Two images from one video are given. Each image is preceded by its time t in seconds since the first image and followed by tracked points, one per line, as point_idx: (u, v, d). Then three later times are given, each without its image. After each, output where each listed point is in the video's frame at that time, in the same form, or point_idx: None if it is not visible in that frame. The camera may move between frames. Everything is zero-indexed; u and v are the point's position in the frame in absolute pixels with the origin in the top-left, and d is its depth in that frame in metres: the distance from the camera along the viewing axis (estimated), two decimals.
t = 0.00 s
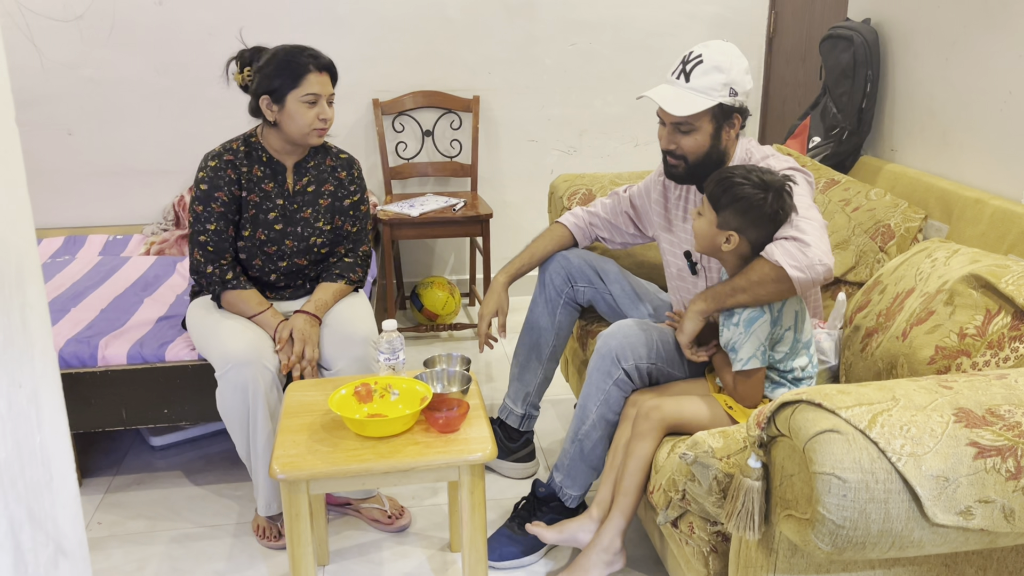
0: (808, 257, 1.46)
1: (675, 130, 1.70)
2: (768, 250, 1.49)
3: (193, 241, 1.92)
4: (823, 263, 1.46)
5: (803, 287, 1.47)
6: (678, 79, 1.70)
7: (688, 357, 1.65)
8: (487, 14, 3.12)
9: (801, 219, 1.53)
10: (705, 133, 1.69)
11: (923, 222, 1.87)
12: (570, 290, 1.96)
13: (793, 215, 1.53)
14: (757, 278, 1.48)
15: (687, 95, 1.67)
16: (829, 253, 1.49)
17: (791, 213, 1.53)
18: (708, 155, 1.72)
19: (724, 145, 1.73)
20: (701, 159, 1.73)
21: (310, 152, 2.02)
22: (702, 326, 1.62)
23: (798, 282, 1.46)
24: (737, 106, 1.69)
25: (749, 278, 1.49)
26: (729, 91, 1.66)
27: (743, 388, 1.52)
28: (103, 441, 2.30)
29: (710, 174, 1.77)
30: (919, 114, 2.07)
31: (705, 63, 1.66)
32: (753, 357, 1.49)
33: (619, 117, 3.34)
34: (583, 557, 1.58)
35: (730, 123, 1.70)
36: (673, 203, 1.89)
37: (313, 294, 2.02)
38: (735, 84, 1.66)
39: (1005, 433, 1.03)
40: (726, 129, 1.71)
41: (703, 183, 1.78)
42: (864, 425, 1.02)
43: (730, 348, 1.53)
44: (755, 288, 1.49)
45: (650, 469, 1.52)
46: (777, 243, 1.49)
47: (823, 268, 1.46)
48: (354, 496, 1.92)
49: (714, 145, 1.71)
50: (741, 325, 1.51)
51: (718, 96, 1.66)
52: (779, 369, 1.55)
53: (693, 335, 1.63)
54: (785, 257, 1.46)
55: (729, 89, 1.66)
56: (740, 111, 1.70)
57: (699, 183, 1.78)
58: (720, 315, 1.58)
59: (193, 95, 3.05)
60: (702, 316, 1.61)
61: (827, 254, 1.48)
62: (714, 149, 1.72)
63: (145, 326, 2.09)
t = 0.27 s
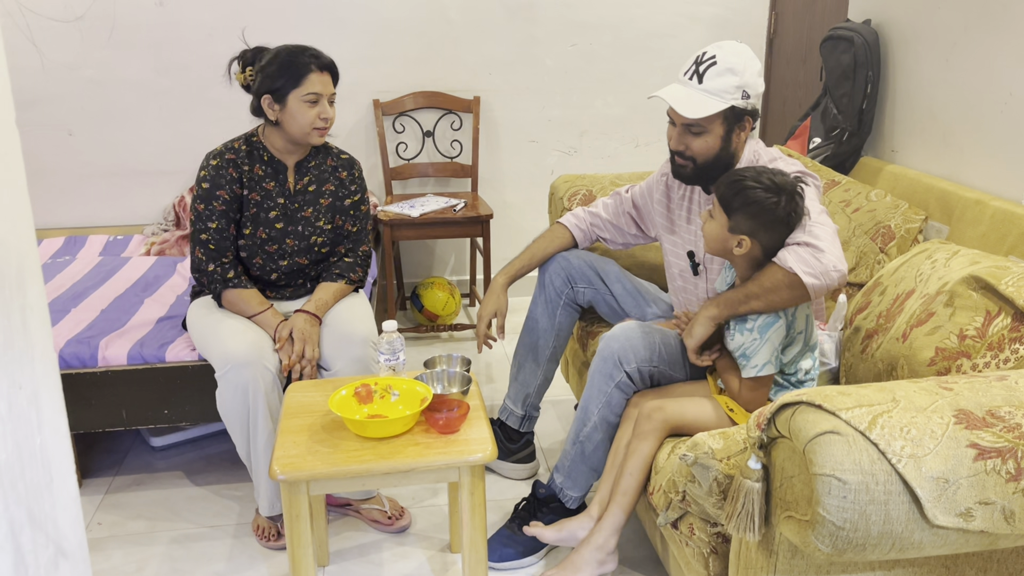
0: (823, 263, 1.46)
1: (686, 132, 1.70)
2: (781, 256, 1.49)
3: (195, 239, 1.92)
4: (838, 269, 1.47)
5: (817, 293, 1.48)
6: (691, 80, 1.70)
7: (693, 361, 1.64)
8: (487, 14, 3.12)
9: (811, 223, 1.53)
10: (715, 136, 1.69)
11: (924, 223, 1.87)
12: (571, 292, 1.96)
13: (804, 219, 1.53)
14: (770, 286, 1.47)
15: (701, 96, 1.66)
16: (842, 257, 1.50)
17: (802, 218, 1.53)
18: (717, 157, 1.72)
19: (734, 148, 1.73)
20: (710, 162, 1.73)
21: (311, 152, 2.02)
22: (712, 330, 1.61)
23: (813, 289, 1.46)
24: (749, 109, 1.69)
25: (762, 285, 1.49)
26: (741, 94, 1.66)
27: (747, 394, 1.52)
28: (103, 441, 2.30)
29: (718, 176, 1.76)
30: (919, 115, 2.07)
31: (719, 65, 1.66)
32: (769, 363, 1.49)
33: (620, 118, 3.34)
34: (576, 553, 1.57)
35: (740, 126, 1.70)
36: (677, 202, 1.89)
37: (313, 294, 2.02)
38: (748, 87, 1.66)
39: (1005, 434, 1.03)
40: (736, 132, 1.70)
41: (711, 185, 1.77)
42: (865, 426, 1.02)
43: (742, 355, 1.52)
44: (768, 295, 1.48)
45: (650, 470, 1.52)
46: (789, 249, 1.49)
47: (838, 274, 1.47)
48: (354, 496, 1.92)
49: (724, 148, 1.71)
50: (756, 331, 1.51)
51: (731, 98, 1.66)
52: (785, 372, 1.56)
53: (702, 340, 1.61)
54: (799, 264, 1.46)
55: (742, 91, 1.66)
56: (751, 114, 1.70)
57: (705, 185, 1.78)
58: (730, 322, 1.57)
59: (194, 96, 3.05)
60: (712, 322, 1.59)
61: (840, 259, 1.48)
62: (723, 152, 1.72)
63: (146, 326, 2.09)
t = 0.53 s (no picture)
0: (831, 269, 1.46)
1: (690, 134, 1.70)
2: (790, 259, 1.48)
3: (190, 238, 1.92)
4: (845, 275, 1.48)
5: (824, 298, 1.48)
6: (695, 81, 1.69)
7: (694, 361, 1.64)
8: (487, 15, 3.12)
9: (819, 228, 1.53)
10: (719, 138, 1.69)
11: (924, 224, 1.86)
12: (570, 293, 1.96)
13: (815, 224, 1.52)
14: (778, 289, 1.47)
15: (706, 99, 1.66)
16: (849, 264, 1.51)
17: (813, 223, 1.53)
18: (721, 160, 1.72)
19: (738, 151, 1.72)
20: (713, 164, 1.72)
21: (302, 150, 2.03)
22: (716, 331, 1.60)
23: (820, 294, 1.47)
24: (753, 112, 1.69)
25: (770, 289, 1.48)
26: (746, 96, 1.66)
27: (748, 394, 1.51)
28: (103, 442, 2.30)
29: (721, 178, 1.76)
30: (919, 116, 2.07)
31: (724, 67, 1.65)
32: (779, 368, 1.48)
33: (620, 118, 3.34)
34: (572, 548, 1.56)
35: (745, 129, 1.70)
36: (677, 202, 1.90)
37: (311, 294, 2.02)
38: (752, 90, 1.66)
39: (1004, 435, 1.03)
40: (740, 134, 1.70)
41: (714, 186, 1.77)
42: (864, 428, 1.02)
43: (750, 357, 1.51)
44: (775, 299, 1.48)
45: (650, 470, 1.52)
46: (798, 254, 1.49)
47: (845, 280, 1.48)
48: (353, 497, 1.92)
49: (727, 149, 1.71)
50: (764, 335, 1.51)
51: (736, 101, 1.65)
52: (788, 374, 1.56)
53: (704, 343, 1.61)
54: (807, 269, 1.46)
55: (746, 94, 1.66)
56: (754, 117, 1.70)
57: (709, 186, 1.78)
58: (734, 325, 1.56)
59: (194, 96, 3.05)
60: (715, 324, 1.58)
61: (847, 264, 1.49)
62: (727, 154, 1.71)
63: (145, 327, 2.09)
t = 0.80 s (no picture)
0: (831, 272, 1.46)
1: (692, 134, 1.70)
2: (790, 260, 1.48)
3: (185, 238, 1.93)
4: (845, 279, 1.47)
5: (822, 301, 1.48)
6: (698, 81, 1.69)
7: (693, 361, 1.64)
8: (487, 15, 3.12)
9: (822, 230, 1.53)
10: (720, 138, 1.69)
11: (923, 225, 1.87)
12: (569, 294, 1.96)
13: (819, 226, 1.51)
14: (778, 290, 1.47)
15: (708, 99, 1.66)
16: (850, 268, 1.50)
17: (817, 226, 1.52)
18: (722, 160, 1.72)
19: (740, 153, 1.72)
20: (714, 164, 1.72)
21: (293, 147, 2.03)
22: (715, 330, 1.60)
23: (819, 297, 1.46)
24: (755, 113, 1.68)
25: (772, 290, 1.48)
26: (749, 98, 1.65)
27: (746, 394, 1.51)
28: (103, 443, 2.30)
29: (723, 177, 1.76)
30: (918, 117, 2.07)
31: (727, 67, 1.65)
32: (775, 369, 1.49)
33: (619, 119, 3.34)
34: (570, 544, 1.55)
35: (746, 130, 1.70)
36: (678, 202, 1.90)
37: (308, 293, 2.02)
38: (755, 91, 1.65)
39: (1002, 436, 1.03)
40: (741, 135, 1.70)
41: (715, 186, 1.77)
42: (862, 429, 1.02)
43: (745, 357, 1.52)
44: (775, 300, 1.48)
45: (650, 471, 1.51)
46: (799, 256, 1.49)
47: (845, 283, 1.48)
48: (353, 498, 1.92)
49: (728, 150, 1.70)
50: (761, 337, 1.51)
51: (738, 102, 1.65)
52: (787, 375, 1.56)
53: (702, 341, 1.61)
54: (807, 271, 1.46)
55: (749, 95, 1.65)
56: (757, 118, 1.69)
57: (710, 186, 1.78)
58: (733, 325, 1.56)
59: (193, 97, 3.05)
60: (714, 323, 1.59)
61: (848, 267, 1.49)
62: (729, 155, 1.71)
63: (144, 328, 2.09)
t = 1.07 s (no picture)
0: (833, 267, 1.46)
1: (673, 114, 1.74)
2: (790, 257, 1.48)
3: (180, 237, 1.93)
4: (847, 274, 1.47)
5: (825, 296, 1.47)
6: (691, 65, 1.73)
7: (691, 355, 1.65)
8: (486, 15, 3.12)
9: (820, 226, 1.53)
10: (695, 124, 1.71)
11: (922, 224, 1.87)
12: (568, 293, 1.96)
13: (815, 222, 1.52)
14: (779, 287, 1.47)
15: (688, 81, 1.69)
16: (851, 262, 1.50)
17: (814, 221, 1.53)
18: (699, 147, 1.73)
19: (717, 144, 1.72)
20: (690, 149, 1.74)
21: (285, 145, 2.04)
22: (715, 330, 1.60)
23: (821, 292, 1.46)
24: (733, 107, 1.67)
25: (772, 286, 1.48)
26: (725, 89, 1.65)
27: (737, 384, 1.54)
28: (102, 443, 2.30)
29: (704, 167, 1.76)
30: (917, 116, 2.07)
31: (714, 54, 1.66)
32: (772, 365, 1.50)
33: (619, 119, 3.35)
34: (574, 542, 1.54)
35: (723, 123, 1.69)
36: (679, 199, 1.91)
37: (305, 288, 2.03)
38: (735, 84, 1.64)
39: (1000, 435, 1.03)
40: (718, 127, 1.70)
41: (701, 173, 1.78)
42: (859, 428, 1.02)
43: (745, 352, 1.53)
44: (776, 297, 1.48)
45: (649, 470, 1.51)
46: (799, 252, 1.48)
47: (847, 278, 1.47)
48: (352, 497, 1.92)
49: (704, 137, 1.71)
50: (762, 333, 1.51)
51: (714, 89, 1.66)
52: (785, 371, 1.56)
53: (703, 339, 1.62)
54: (808, 267, 1.45)
55: (726, 86, 1.65)
56: (737, 114, 1.68)
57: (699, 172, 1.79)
58: (734, 322, 1.57)
59: (192, 97, 3.05)
60: (715, 321, 1.59)
61: (849, 263, 1.49)
62: (706, 143, 1.72)
63: (143, 328, 2.09)
